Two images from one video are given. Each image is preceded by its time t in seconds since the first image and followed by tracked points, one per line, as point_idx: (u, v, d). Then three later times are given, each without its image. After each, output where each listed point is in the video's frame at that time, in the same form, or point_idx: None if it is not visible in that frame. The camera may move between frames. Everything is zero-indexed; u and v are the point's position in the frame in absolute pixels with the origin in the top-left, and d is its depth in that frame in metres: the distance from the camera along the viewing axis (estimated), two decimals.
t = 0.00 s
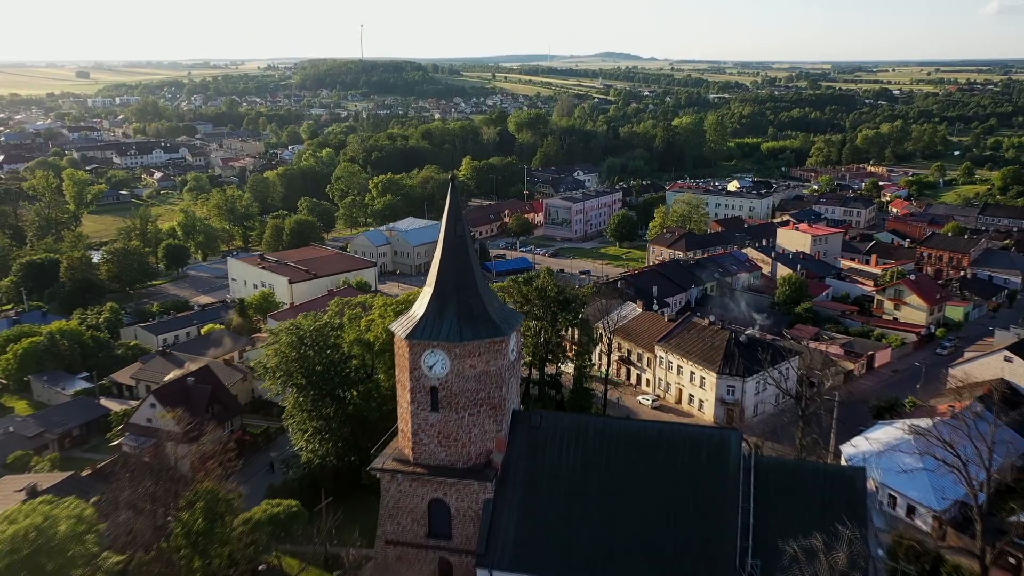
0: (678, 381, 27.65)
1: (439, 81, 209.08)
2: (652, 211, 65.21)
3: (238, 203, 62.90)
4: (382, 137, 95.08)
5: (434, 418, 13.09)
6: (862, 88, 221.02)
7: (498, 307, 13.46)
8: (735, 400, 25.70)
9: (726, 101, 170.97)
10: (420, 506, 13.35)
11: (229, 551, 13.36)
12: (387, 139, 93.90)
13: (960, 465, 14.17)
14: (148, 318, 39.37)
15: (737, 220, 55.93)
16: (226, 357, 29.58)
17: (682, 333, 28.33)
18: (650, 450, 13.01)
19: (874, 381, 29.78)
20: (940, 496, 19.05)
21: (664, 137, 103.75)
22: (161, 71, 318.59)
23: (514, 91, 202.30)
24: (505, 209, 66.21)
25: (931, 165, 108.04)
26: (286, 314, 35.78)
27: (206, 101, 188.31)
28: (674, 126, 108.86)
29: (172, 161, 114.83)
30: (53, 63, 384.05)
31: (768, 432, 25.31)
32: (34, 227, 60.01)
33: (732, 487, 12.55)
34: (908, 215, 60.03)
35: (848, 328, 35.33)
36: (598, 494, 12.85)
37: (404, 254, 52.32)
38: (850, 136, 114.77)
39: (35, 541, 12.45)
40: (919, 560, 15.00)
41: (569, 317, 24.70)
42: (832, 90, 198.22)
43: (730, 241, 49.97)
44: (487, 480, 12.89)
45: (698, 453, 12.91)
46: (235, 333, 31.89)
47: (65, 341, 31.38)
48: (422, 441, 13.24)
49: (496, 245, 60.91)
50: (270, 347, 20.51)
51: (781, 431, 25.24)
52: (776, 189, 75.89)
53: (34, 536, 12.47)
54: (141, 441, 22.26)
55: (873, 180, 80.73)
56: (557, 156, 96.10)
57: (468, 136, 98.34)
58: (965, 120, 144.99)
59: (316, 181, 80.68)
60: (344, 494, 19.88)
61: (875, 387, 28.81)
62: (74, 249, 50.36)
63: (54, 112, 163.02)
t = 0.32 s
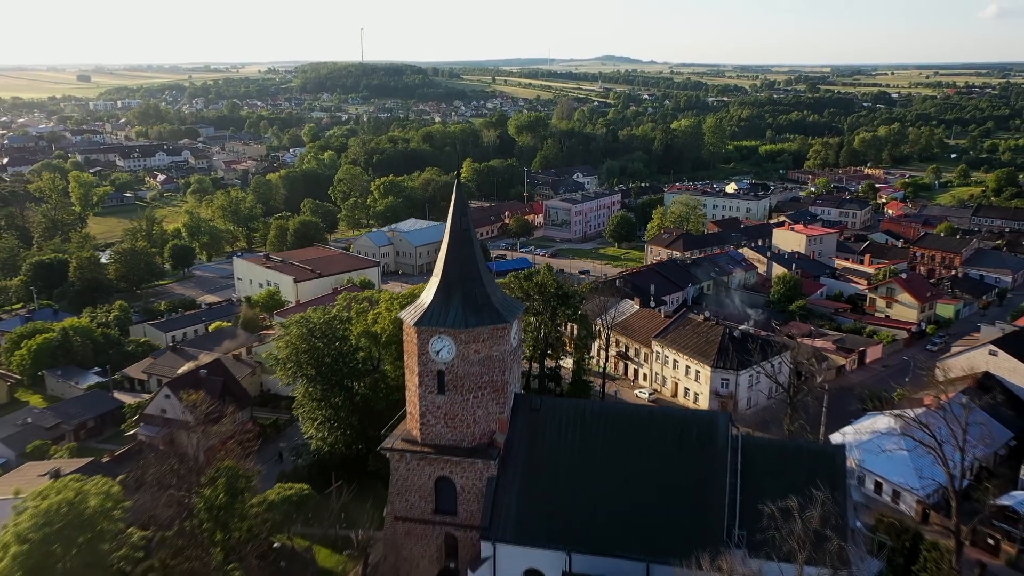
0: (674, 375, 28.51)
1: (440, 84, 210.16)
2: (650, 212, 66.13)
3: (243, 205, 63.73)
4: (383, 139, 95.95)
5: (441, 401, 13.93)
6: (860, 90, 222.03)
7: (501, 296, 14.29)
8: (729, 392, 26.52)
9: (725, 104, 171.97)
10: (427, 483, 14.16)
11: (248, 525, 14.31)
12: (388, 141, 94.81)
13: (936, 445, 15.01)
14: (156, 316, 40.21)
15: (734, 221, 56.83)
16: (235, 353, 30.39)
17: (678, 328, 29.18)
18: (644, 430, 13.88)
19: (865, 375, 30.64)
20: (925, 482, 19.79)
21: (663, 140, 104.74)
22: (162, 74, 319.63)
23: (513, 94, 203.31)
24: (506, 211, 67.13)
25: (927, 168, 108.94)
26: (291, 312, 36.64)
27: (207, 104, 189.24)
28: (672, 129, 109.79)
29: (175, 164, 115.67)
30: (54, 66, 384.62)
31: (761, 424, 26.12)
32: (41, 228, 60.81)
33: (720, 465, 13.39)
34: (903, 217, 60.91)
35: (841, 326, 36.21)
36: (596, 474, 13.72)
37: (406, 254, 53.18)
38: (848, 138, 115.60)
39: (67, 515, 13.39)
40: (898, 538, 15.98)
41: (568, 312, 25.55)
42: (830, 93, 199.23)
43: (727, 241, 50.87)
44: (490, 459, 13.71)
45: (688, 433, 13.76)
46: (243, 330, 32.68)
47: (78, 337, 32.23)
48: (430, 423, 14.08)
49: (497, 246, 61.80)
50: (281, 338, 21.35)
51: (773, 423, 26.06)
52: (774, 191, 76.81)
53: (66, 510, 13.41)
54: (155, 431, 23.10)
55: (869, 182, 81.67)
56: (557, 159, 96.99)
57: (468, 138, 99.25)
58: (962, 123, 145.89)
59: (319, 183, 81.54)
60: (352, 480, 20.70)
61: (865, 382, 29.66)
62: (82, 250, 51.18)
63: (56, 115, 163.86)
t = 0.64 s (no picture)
0: (671, 370, 29.42)
1: (440, 87, 211.19)
2: (649, 214, 67.07)
3: (247, 206, 64.63)
4: (384, 142, 96.86)
5: (447, 385, 14.75)
6: (859, 94, 222.90)
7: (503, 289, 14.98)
8: (724, 385, 27.38)
9: (724, 108, 173.00)
10: (433, 465, 14.98)
11: (264, 503, 15.87)
12: (390, 144, 95.78)
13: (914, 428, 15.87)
14: (164, 314, 41.10)
15: (730, 222, 57.78)
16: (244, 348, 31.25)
17: (674, 324, 30.06)
18: (638, 414, 14.76)
19: (856, 370, 31.52)
20: (912, 472, 20.50)
21: (662, 143, 105.75)
22: (162, 77, 320.65)
23: (513, 98, 204.45)
24: (506, 213, 68.05)
25: (924, 171, 109.80)
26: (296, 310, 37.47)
27: (209, 108, 190.39)
28: (671, 132, 110.76)
29: (178, 166, 116.66)
30: (55, 70, 384.71)
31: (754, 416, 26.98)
32: (48, 230, 61.71)
33: (709, 445, 14.26)
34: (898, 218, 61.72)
35: (833, 323, 37.09)
36: (593, 455, 14.62)
37: (408, 255, 54.04)
38: (845, 141, 116.41)
39: (95, 493, 14.18)
40: (880, 518, 16.93)
41: (566, 307, 26.44)
42: (829, 97, 199.90)
43: (724, 242, 51.79)
44: (493, 440, 14.56)
45: (680, 416, 14.63)
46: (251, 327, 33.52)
47: (91, 334, 33.07)
48: (436, 407, 14.90)
49: (497, 247, 62.75)
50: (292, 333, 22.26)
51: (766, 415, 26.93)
52: (771, 193, 77.68)
53: (93, 488, 14.18)
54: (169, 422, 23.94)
55: (865, 185, 82.53)
56: (556, 162, 97.96)
57: (469, 142, 100.14)
58: (960, 126, 146.72)
59: (321, 185, 82.47)
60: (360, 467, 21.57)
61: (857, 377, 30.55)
62: (90, 250, 52.05)
63: (60, 118, 164.91)
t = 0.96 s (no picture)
0: (668, 364, 30.28)
1: (441, 91, 212.33)
2: (647, 215, 68.02)
3: (251, 208, 65.53)
4: (385, 145, 97.78)
5: (451, 371, 15.55)
6: (858, 97, 223.91)
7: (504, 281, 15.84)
8: (718, 379, 28.27)
9: (723, 111, 174.08)
10: (439, 447, 15.79)
11: (278, 483, 16.95)
12: (391, 147, 96.73)
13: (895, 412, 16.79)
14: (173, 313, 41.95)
15: (727, 224, 58.74)
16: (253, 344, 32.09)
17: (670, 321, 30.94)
18: (634, 399, 15.66)
19: (847, 366, 32.43)
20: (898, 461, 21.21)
21: (661, 146, 106.76)
22: (162, 79, 321.58)
23: (513, 101, 205.54)
24: (506, 214, 68.96)
25: (920, 173, 110.74)
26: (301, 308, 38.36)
27: (211, 111, 191.41)
28: (670, 135, 111.73)
29: (180, 169, 117.56)
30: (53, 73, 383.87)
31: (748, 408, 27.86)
32: (55, 231, 62.54)
33: (699, 426, 15.15)
34: (893, 219, 62.62)
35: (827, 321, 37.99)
36: (591, 437, 15.51)
37: (410, 255, 54.88)
38: (843, 144, 117.38)
39: (120, 472, 14.99)
40: (865, 500, 17.83)
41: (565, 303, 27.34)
42: (827, 100, 201.12)
43: (720, 243, 52.72)
44: (496, 423, 15.39)
45: (672, 400, 15.53)
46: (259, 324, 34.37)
47: (102, 331, 33.93)
48: (442, 392, 15.70)
49: (498, 248, 63.68)
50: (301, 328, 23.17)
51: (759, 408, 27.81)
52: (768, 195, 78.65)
53: (118, 468, 15.00)
54: (183, 414, 24.79)
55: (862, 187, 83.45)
56: (556, 164, 98.88)
57: (470, 145, 100.94)
58: (957, 129, 147.74)
59: (323, 187, 83.35)
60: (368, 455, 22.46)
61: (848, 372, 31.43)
62: (97, 250, 52.88)
63: (62, 121, 165.76)
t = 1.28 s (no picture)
0: (664, 357, 31.15)
1: (442, 91, 213.19)
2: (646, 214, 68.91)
3: (255, 207, 66.39)
4: (387, 145, 98.57)
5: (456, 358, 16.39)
6: (856, 97, 224.81)
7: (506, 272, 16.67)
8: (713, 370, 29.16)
9: (722, 111, 174.92)
10: (443, 429, 16.64)
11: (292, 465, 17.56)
12: (392, 147, 97.52)
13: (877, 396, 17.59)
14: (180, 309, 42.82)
15: (724, 222, 59.67)
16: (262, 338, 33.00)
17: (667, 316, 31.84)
18: (630, 383, 16.54)
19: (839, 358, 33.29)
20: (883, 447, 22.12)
21: (660, 146, 107.60)
22: (162, 80, 322.47)
23: (513, 102, 206.31)
24: (507, 213, 69.83)
25: (917, 173, 111.54)
26: (307, 303, 39.21)
27: (212, 112, 192.38)
28: (669, 136, 112.53)
29: (183, 169, 118.37)
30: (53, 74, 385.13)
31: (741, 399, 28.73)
32: (61, 230, 63.35)
33: (691, 408, 16.03)
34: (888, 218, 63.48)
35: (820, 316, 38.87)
36: (589, 419, 16.38)
37: (412, 253, 55.71)
38: (840, 144, 118.21)
39: (143, 452, 15.86)
40: (850, 481, 18.67)
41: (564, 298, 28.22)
42: (826, 101, 202.02)
43: (717, 241, 53.59)
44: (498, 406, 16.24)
45: (666, 384, 16.38)
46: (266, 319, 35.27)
47: (113, 324, 34.79)
48: (448, 377, 16.55)
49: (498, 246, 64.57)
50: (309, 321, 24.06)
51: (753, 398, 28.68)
52: (766, 195, 79.57)
53: (140, 448, 15.87)
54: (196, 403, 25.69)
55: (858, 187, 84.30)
56: (556, 164, 99.74)
57: (470, 145, 101.68)
58: (955, 130, 148.58)
59: (325, 186, 84.15)
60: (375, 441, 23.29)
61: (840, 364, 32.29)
62: (105, 249, 53.77)
63: (65, 123, 166.55)
